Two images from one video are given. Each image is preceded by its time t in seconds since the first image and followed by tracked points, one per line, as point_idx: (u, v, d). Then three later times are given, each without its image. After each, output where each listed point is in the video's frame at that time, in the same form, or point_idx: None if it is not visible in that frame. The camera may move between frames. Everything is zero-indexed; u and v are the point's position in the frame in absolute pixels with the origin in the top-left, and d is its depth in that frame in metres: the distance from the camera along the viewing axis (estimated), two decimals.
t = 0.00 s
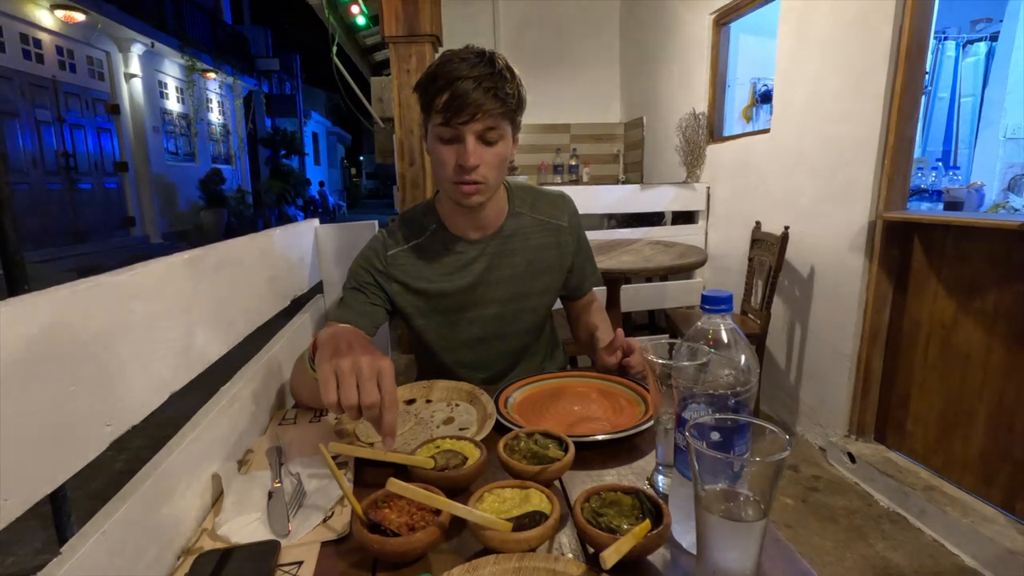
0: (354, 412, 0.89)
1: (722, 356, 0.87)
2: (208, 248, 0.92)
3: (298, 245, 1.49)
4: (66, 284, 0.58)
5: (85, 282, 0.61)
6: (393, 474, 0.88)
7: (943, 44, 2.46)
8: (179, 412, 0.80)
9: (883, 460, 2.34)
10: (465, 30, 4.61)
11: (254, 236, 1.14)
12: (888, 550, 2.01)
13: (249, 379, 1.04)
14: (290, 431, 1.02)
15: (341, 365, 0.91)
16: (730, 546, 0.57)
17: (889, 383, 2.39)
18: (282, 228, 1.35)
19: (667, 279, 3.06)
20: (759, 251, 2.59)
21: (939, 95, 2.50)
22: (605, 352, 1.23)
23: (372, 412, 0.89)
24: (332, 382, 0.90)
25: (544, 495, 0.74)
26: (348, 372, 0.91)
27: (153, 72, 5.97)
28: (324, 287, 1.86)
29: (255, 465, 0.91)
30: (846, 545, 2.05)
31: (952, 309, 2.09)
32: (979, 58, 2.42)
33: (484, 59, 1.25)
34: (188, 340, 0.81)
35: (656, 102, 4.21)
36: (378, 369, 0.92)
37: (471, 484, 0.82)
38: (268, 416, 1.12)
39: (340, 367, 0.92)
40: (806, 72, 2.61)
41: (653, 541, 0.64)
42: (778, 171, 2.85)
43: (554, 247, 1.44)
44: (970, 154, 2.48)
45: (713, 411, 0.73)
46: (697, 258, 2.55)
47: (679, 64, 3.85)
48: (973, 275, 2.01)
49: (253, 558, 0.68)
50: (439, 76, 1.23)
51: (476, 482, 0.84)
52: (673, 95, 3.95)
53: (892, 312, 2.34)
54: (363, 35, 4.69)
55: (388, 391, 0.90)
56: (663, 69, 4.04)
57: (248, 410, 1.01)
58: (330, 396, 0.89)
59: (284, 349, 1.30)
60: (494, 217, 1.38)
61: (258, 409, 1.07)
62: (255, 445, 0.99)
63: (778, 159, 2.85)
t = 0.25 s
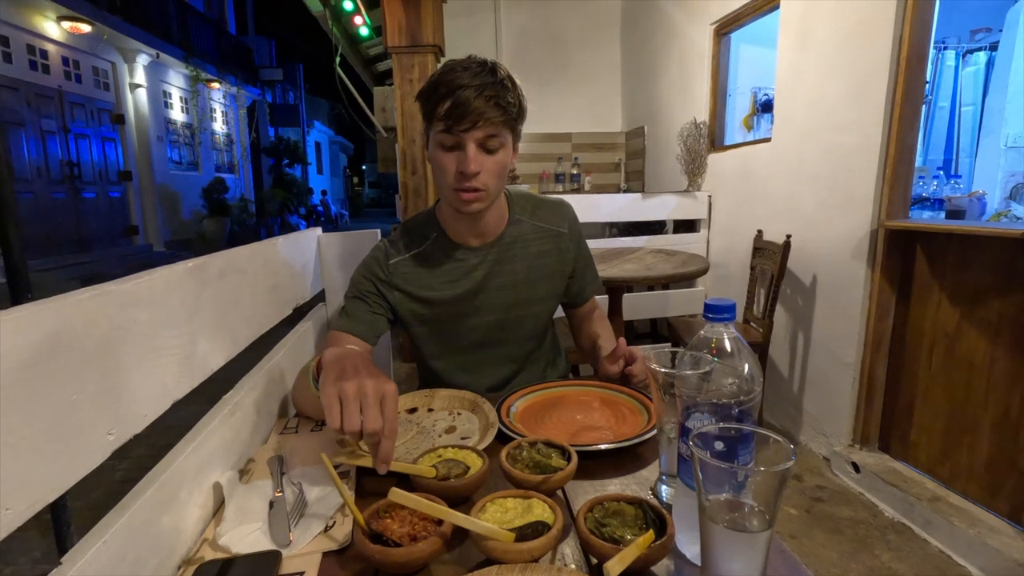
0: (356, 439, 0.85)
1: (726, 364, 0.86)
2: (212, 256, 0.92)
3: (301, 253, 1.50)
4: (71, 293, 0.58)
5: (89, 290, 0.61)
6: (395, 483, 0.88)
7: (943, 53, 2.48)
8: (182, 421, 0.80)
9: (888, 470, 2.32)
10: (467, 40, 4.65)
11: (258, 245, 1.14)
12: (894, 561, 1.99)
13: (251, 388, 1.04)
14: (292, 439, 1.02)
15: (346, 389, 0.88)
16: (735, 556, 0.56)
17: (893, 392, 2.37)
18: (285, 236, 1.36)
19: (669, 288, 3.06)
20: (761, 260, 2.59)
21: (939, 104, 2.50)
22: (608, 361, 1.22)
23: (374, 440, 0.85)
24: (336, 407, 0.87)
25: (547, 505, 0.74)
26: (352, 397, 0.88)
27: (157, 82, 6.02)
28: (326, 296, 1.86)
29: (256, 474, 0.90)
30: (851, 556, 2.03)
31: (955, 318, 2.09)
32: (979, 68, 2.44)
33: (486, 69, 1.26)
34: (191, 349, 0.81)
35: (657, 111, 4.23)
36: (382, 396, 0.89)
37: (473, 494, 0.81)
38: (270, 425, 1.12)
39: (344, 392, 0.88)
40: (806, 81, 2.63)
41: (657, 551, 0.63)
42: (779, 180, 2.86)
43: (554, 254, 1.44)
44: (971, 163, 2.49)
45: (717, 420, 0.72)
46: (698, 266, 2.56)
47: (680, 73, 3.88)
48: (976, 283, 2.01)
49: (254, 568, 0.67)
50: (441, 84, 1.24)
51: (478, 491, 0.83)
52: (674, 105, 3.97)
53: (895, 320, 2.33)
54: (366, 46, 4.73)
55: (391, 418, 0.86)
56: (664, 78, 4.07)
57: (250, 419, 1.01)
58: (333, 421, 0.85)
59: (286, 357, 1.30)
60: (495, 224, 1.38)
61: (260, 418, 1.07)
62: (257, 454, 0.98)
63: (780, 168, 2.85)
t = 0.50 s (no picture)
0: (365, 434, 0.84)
1: (728, 371, 0.86)
2: (214, 262, 0.92)
3: (303, 259, 1.50)
4: (75, 299, 0.58)
5: (92, 297, 0.61)
6: (396, 491, 0.88)
7: (943, 61, 2.49)
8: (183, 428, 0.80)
9: (892, 478, 2.31)
10: (469, 48, 4.68)
11: (261, 251, 1.14)
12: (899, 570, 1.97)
13: (253, 394, 1.04)
14: (293, 446, 1.02)
15: (356, 386, 0.88)
16: (739, 566, 0.56)
17: (896, 400, 2.36)
18: (287, 243, 1.36)
19: (671, 295, 3.06)
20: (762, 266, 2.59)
21: (940, 111, 2.51)
22: (609, 368, 1.22)
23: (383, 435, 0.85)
24: (345, 403, 0.86)
25: (549, 513, 0.73)
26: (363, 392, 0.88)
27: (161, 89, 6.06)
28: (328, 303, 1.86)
29: (257, 481, 0.90)
30: (856, 565, 2.01)
31: (958, 324, 2.08)
32: (979, 75, 2.45)
33: (500, 79, 1.26)
34: (193, 355, 0.81)
35: (659, 118, 4.24)
36: (392, 393, 0.88)
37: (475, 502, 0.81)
38: (271, 431, 1.12)
39: (356, 387, 0.88)
40: (807, 88, 2.63)
41: (660, 559, 0.63)
42: (780, 187, 2.86)
43: (555, 261, 1.44)
44: (972, 170, 2.50)
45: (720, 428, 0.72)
46: (700, 273, 2.56)
47: (681, 81, 3.89)
48: (978, 290, 2.00)
49: None
50: (454, 90, 1.24)
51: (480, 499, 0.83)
52: (675, 112, 3.99)
53: (898, 327, 2.33)
54: (369, 54, 4.76)
55: (401, 416, 0.86)
56: (665, 85, 4.09)
57: (251, 426, 1.01)
58: (342, 416, 0.85)
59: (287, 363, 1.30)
60: (497, 230, 1.39)
61: (261, 425, 1.07)
62: (258, 461, 0.98)
63: (781, 175, 2.85)
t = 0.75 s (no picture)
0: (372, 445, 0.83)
1: (731, 377, 0.86)
2: (217, 268, 0.92)
3: (305, 265, 1.50)
4: (78, 305, 0.58)
5: (95, 303, 0.61)
6: (398, 497, 0.87)
7: (943, 69, 2.49)
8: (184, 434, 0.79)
9: (895, 485, 2.30)
10: (471, 55, 4.71)
11: (263, 257, 1.14)
12: None
13: (255, 401, 1.04)
14: (294, 452, 1.01)
15: (363, 396, 0.86)
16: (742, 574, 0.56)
17: (899, 407, 2.35)
18: (289, 248, 1.37)
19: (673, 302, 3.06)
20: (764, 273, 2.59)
21: (940, 118, 2.51)
22: (611, 374, 1.22)
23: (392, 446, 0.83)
24: (352, 414, 0.85)
25: (551, 521, 0.73)
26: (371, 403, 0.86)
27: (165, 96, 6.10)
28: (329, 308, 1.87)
29: (259, 487, 0.90)
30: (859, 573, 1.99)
31: (960, 331, 2.07)
32: (980, 83, 2.46)
33: (508, 85, 1.26)
34: (195, 361, 0.81)
35: (660, 125, 4.25)
36: (400, 404, 0.87)
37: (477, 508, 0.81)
38: (273, 438, 1.12)
39: (364, 397, 0.86)
40: (808, 95, 2.64)
41: (663, 568, 0.62)
42: (782, 193, 2.86)
43: (559, 266, 1.44)
44: (973, 176, 2.50)
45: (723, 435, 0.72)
46: (702, 279, 2.55)
47: (682, 87, 3.91)
48: (981, 297, 2.00)
49: None
50: (463, 96, 1.24)
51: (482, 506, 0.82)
52: (676, 119, 4.00)
53: (900, 334, 2.32)
54: (371, 60, 4.79)
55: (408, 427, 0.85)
56: (666, 92, 4.10)
57: (252, 432, 1.01)
58: (349, 428, 0.83)
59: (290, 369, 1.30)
60: (502, 234, 1.39)
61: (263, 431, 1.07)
62: (260, 467, 0.98)
63: (783, 182, 2.86)
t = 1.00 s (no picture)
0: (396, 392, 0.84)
1: (733, 381, 0.85)
2: (220, 270, 0.93)
3: (307, 268, 1.50)
4: (81, 308, 0.59)
5: (98, 305, 0.61)
6: (399, 500, 0.87)
7: (945, 72, 2.49)
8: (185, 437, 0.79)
9: (898, 489, 2.29)
10: (472, 60, 4.73)
11: (265, 259, 1.14)
12: None
13: (256, 402, 1.04)
14: (296, 454, 1.01)
15: (382, 348, 0.88)
16: None
17: (901, 411, 2.35)
18: (291, 250, 1.37)
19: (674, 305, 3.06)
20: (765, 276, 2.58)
21: (941, 122, 2.50)
22: (613, 377, 1.21)
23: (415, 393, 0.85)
24: (373, 367, 0.86)
25: (553, 524, 0.73)
26: (390, 353, 0.88)
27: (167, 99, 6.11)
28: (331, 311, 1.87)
29: (260, 489, 0.90)
30: None
31: (962, 335, 2.07)
32: (981, 86, 2.46)
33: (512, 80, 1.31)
34: (198, 363, 0.82)
35: (661, 128, 4.25)
36: (417, 349, 0.88)
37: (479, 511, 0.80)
38: (273, 439, 1.12)
39: (382, 348, 0.88)
40: (809, 99, 2.65)
41: (665, 571, 0.62)
42: (783, 196, 2.86)
43: (562, 266, 1.44)
44: (975, 180, 2.49)
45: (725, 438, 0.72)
46: (703, 282, 2.55)
47: (683, 91, 3.91)
48: (983, 301, 1.99)
49: None
50: (470, 89, 1.28)
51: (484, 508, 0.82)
52: (677, 122, 4.00)
53: (902, 338, 2.32)
54: (373, 64, 4.80)
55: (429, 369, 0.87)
56: (667, 95, 4.11)
57: (253, 434, 1.01)
58: (372, 377, 0.85)
59: (291, 371, 1.30)
60: (505, 235, 1.39)
61: (264, 433, 1.07)
62: (261, 469, 0.98)
63: (784, 185, 2.86)
